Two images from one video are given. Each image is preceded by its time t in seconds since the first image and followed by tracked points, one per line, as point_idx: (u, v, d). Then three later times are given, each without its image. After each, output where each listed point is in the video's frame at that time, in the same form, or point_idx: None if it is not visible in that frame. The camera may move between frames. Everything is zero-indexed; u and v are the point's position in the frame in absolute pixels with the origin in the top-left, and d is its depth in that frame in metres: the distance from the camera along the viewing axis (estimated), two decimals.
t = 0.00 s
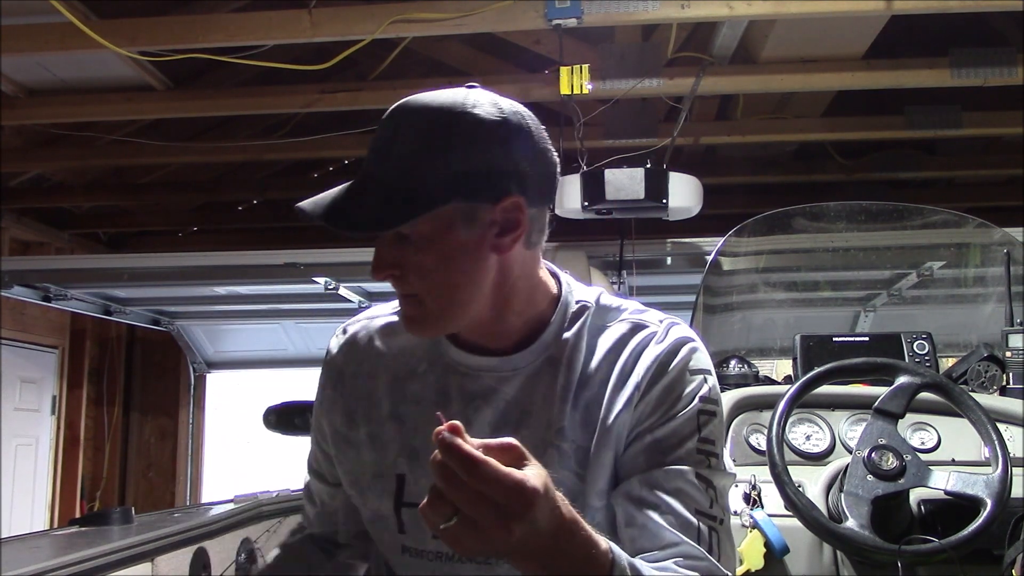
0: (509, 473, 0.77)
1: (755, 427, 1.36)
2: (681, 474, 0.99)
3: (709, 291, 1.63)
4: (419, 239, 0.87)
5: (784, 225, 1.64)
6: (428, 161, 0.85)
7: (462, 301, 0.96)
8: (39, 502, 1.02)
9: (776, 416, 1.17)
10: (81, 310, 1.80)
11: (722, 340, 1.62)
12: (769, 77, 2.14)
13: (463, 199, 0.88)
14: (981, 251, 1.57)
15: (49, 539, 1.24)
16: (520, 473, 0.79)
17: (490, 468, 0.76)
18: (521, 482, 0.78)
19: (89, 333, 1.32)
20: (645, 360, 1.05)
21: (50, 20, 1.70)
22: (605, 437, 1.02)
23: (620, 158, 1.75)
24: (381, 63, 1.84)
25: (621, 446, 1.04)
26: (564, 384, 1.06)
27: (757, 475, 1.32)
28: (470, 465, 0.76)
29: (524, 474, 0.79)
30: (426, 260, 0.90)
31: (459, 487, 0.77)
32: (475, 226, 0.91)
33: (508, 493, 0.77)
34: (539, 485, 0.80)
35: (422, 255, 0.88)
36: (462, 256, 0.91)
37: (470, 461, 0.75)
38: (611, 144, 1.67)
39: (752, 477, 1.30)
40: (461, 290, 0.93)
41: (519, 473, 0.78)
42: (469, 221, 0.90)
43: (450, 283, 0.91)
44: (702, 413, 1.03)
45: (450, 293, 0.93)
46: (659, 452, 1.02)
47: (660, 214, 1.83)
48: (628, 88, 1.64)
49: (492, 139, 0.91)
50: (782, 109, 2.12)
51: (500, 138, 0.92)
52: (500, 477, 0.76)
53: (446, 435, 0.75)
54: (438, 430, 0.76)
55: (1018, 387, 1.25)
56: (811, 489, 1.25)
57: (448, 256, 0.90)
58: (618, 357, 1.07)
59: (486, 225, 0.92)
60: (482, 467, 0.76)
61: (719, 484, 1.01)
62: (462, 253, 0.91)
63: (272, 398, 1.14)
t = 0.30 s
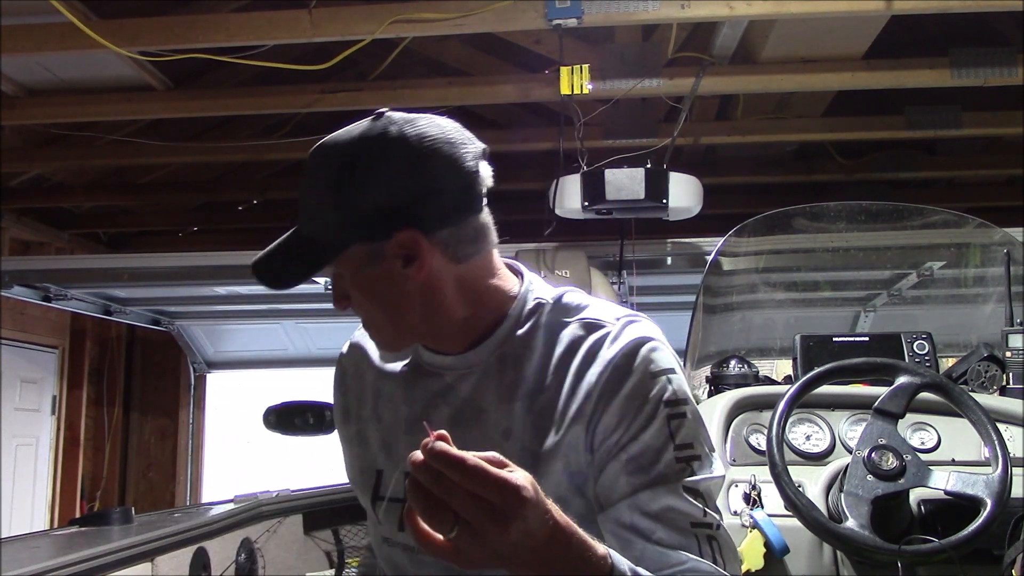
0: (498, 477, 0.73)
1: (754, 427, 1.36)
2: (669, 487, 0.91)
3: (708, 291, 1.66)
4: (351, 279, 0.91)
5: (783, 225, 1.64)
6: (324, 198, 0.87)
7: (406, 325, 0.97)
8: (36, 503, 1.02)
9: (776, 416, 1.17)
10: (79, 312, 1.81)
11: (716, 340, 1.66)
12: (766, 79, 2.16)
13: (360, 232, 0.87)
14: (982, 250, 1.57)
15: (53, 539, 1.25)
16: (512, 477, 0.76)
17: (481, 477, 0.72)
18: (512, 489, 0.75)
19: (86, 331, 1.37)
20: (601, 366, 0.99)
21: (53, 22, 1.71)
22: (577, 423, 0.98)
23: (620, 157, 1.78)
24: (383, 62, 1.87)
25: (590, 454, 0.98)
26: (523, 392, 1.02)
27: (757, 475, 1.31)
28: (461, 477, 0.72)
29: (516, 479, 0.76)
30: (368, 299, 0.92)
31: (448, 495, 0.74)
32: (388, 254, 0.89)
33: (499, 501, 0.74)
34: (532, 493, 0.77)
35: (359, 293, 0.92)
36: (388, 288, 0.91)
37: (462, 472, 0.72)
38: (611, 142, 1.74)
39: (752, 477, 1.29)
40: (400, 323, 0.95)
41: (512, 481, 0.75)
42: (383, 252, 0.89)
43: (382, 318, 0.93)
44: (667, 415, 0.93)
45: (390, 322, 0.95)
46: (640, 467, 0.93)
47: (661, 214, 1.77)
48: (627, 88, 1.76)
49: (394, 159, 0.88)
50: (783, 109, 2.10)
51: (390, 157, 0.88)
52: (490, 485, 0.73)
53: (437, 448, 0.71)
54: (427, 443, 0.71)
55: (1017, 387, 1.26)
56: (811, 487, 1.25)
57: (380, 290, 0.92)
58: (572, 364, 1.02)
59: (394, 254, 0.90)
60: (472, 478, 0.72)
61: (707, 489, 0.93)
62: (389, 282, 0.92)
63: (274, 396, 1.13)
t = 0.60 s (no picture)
0: (467, 537, 0.56)
1: (754, 426, 1.32)
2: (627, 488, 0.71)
3: (708, 291, 1.54)
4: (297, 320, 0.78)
5: (783, 226, 1.57)
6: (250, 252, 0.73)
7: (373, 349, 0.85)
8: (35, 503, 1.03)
9: (775, 416, 1.15)
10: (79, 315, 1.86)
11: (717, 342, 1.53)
12: (782, 70, 1.98)
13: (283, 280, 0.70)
14: (981, 250, 1.50)
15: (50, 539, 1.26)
16: (478, 535, 0.57)
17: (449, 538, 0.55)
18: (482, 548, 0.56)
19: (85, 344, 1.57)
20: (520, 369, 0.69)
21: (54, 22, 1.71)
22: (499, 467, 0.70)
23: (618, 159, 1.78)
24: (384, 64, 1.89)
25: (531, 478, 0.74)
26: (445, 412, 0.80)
27: (757, 474, 1.27)
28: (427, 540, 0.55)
29: (479, 536, 0.57)
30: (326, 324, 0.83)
31: (403, 568, 0.57)
32: (312, 292, 0.71)
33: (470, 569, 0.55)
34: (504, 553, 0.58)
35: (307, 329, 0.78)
36: (330, 324, 0.74)
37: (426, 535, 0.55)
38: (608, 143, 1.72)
39: (752, 477, 1.25)
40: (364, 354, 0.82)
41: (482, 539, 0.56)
42: (313, 290, 0.71)
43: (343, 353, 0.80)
44: (600, 418, 0.64)
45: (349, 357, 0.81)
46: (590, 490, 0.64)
47: (661, 215, 1.75)
48: (628, 88, 1.72)
49: (297, 207, 0.68)
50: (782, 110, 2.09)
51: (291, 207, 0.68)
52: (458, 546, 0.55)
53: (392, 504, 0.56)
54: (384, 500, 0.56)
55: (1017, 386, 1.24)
56: (811, 488, 1.23)
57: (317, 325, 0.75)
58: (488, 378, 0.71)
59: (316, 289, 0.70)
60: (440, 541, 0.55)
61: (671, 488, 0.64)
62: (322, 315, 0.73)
63: (275, 395, 1.24)
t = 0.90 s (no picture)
0: (409, 567, 0.60)
1: (754, 427, 1.32)
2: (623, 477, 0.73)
3: (708, 291, 1.54)
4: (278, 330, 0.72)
5: (783, 225, 1.57)
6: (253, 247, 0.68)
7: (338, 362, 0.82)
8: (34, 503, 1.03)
9: (775, 416, 1.15)
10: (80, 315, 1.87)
11: (716, 343, 1.53)
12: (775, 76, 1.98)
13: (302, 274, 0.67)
14: (982, 250, 1.49)
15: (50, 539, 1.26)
16: (419, 565, 0.61)
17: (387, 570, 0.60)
18: None
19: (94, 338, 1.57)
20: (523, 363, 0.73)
21: (55, 22, 1.72)
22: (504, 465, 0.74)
23: (619, 159, 1.78)
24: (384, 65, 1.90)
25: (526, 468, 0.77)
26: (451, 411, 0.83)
27: (757, 475, 1.27)
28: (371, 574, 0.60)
29: (426, 565, 0.61)
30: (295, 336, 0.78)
31: None
32: (331, 285, 0.69)
33: None
34: None
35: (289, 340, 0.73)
36: (337, 324, 0.72)
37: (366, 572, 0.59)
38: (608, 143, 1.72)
39: (752, 477, 1.25)
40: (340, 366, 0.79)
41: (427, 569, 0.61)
42: (332, 282, 0.69)
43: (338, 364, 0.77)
44: (597, 408, 0.67)
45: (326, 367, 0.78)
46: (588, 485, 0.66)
47: (661, 215, 1.76)
48: (627, 87, 1.71)
49: (324, 205, 0.69)
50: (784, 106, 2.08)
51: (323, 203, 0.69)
52: None
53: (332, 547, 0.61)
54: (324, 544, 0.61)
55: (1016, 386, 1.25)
56: (811, 488, 1.23)
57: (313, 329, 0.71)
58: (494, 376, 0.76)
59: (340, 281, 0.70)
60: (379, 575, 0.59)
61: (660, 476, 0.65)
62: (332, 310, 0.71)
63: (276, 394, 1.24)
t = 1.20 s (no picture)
0: (434, 531, 0.61)
1: (754, 426, 1.32)
2: (640, 476, 0.82)
3: (707, 291, 1.55)
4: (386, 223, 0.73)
5: (783, 225, 1.57)
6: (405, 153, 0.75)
7: (386, 313, 0.84)
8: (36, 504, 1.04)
9: (776, 415, 1.15)
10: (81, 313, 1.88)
11: (716, 342, 1.54)
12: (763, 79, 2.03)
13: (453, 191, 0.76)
14: (982, 250, 1.50)
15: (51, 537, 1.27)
16: (442, 530, 0.62)
17: (410, 530, 0.59)
18: (447, 547, 0.62)
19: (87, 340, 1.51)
20: (587, 340, 0.87)
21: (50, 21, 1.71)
22: (547, 425, 0.83)
23: (619, 158, 1.79)
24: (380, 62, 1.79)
25: (572, 444, 0.84)
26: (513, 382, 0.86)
27: (757, 475, 1.27)
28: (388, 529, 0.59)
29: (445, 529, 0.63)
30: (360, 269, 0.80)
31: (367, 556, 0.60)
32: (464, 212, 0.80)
33: (428, 561, 0.61)
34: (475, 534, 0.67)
35: (404, 250, 0.74)
36: (452, 261, 0.78)
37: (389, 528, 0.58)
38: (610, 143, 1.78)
39: (752, 477, 1.25)
40: (405, 288, 0.77)
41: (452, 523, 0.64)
42: (469, 223, 0.80)
43: (429, 303, 0.80)
44: (642, 397, 0.83)
45: (407, 302, 0.79)
46: (615, 453, 0.83)
47: (662, 216, 1.82)
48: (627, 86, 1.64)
49: (462, 152, 0.80)
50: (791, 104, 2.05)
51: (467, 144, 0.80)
52: (419, 540, 0.60)
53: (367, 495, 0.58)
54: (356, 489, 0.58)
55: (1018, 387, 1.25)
56: (811, 487, 1.22)
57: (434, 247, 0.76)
58: (550, 360, 0.87)
59: (474, 211, 0.80)
60: (399, 531, 0.59)
61: (676, 469, 0.82)
62: (459, 247, 0.78)
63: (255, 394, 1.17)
